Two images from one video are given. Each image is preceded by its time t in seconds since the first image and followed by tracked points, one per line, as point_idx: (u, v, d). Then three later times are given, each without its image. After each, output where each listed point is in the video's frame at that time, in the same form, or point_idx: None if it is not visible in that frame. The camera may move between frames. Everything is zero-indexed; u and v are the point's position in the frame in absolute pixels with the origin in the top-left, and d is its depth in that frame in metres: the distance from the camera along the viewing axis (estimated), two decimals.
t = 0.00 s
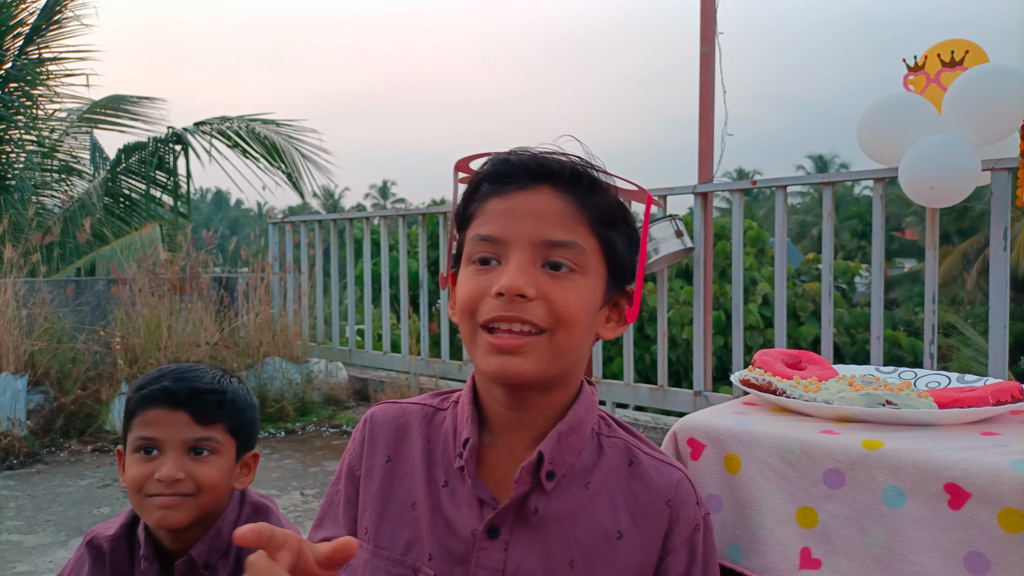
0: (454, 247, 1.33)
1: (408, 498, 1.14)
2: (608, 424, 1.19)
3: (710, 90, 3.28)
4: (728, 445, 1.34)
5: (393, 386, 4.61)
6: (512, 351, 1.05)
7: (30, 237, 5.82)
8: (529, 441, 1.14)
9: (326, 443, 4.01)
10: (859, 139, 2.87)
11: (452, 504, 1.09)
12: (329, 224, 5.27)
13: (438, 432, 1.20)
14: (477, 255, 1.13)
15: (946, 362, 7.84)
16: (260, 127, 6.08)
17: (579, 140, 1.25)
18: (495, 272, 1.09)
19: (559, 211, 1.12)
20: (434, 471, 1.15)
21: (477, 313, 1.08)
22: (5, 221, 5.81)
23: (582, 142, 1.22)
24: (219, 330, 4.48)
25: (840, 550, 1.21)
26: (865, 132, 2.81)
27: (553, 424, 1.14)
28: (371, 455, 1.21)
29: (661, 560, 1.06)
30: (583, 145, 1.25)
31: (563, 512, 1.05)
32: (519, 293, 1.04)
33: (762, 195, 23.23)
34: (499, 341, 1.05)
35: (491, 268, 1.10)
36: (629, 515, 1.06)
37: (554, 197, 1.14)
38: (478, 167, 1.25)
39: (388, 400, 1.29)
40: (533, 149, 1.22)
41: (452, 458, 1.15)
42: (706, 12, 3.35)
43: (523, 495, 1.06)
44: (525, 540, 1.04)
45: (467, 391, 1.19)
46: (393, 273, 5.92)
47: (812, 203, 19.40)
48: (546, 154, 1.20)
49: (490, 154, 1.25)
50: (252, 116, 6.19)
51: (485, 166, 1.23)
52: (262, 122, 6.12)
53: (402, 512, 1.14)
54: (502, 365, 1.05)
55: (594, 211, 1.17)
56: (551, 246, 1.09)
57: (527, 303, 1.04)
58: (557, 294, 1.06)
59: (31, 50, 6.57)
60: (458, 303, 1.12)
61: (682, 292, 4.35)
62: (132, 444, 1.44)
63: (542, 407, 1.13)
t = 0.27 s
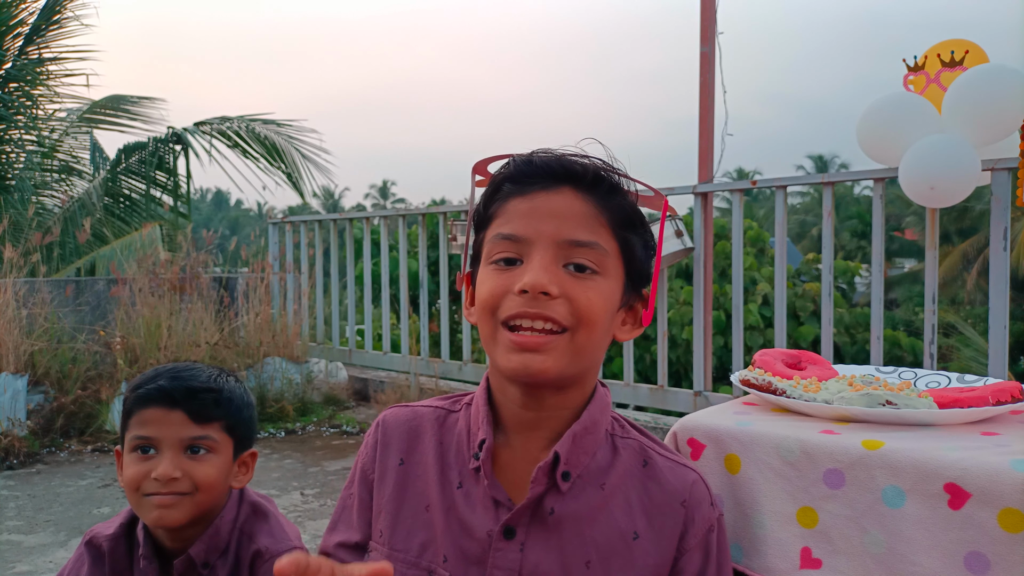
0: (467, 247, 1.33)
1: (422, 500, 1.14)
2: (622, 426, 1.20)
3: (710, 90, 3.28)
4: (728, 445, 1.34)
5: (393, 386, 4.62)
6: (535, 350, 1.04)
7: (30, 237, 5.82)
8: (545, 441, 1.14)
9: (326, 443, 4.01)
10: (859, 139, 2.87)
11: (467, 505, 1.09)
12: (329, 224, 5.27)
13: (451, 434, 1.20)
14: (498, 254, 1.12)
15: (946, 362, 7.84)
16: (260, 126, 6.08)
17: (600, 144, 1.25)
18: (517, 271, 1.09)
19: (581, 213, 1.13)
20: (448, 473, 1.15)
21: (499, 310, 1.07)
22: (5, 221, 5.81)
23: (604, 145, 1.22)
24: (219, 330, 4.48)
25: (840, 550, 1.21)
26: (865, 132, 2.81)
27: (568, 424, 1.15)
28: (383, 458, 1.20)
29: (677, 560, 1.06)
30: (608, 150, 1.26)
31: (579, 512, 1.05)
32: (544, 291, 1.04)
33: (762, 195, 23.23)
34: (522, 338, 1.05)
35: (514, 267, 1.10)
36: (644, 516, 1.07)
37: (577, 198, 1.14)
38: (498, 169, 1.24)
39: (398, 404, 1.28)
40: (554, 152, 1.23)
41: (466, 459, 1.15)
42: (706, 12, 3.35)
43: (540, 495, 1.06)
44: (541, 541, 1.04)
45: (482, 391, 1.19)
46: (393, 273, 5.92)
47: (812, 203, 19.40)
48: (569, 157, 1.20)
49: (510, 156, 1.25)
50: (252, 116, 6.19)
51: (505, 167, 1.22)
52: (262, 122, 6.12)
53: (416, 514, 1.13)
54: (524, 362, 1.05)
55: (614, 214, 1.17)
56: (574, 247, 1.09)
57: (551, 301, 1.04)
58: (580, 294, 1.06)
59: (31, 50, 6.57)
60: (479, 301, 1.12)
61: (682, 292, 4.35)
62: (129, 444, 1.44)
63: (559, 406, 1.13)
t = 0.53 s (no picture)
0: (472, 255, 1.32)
1: (437, 522, 1.12)
2: (637, 424, 1.20)
3: (710, 90, 3.28)
4: (728, 445, 1.34)
5: (393, 386, 4.61)
6: (546, 343, 1.04)
7: (30, 237, 5.82)
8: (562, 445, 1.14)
9: (326, 443, 4.01)
10: (859, 138, 2.87)
11: (486, 519, 1.08)
12: (328, 224, 5.27)
13: (462, 449, 1.18)
14: (506, 252, 1.12)
15: (946, 362, 7.84)
16: (260, 126, 6.08)
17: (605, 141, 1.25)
18: (527, 267, 1.09)
19: (588, 208, 1.13)
20: (462, 489, 1.13)
21: (509, 308, 1.07)
22: (5, 221, 5.81)
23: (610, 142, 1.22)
24: (219, 330, 4.48)
25: (840, 550, 1.21)
26: (865, 132, 2.81)
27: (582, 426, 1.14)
28: (393, 485, 1.18)
29: (702, 559, 1.08)
30: (611, 146, 1.26)
31: (601, 517, 1.06)
32: (555, 282, 1.04)
33: (762, 195, 23.21)
34: (533, 334, 1.05)
35: (523, 264, 1.10)
36: (667, 515, 1.08)
37: (582, 194, 1.15)
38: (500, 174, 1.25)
39: (403, 431, 1.26)
40: (557, 152, 1.23)
41: (480, 472, 1.14)
42: (706, 12, 3.35)
43: (560, 501, 1.07)
44: (565, 548, 1.05)
45: (494, 402, 1.18)
46: (393, 273, 5.92)
47: (812, 203, 19.39)
48: (572, 155, 1.21)
49: (511, 161, 1.25)
50: (252, 116, 6.19)
51: (508, 170, 1.23)
52: (262, 122, 6.12)
53: (432, 537, 1.12)
54: (536, 358, 1.04)
55: (620, 210, 1.18)
56: (583, 241, 1.10)
57: (562, 291, 1.04)
58: (590, 285, 1.07)
59: (31, 50, 6.58)
60: (488, 300, 1.11)
61: (682, 292, 4.35)
62: (130, 443, 1.44)
63: (574, 408, 1.13)
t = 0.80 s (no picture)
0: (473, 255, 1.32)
1: (440, 519, 1.12)
2: (640, 414, 1.21)
3: (710, 89, 3.28)
4: (729, 444, 1.34)
5: (393, 386, 4.61)
6: (550, 340, 1.04)
7: (30, 237, 5.82)
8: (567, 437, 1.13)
9: (326, 443, 4.01)
10: (859, 138, 2.87)
11: (492, 514, 1.08)
12: (328, 224, 5.27)
13: (463, 444, 1.18)
14: (509, 250, 1.12)
15: (946, 362, 7.84)
16: (260, 126, 6.08)
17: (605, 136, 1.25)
18: (530, 263, 1.09)
19: (590, 203, 1.13)
20: (466, 484, 1.13)
21: (512, 304, 1.07)
22: (5, 220, 5.81)
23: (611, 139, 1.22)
24: (219, 330, 4.49)
25: (841, 549, 1.21)
26: (865, 132, 2.81)
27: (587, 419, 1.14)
28: (393, 483, 1.18)
29: (717, 543, 1.08)
30: (611, 142, 1.25)
31: (610, 503, 1.06)
32: (558, 276, 1.04)
33: (762, 195, 23.21)
34: (536, 331, 1.05)
35: (526, 260, 1.10)
36: (676, 500, 1.08)
37: (584, 189, 1.15)
38: (501, 172, 1.24)
39: (400, 430, 1.26)
40: (558, 148, 1.23)
41: (484, 466, 1.14)
42: (706, 12, 3.35)
43: (569, 491, 1.06)
44: (576, 538, 1.04)
45: (496, 398, 1.17)
46: (393, 273, 5.92)
47: (812, 203, 19.40)
48: (573, 151, 1.21)
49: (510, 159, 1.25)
50: (252, 116, 6.19)
51: (509, 167, 1.23)
52: (262, 122, 6.12)
53: (436, 534, 1.11)
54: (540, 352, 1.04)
55: (622, 205, 1.18)
56: (585, 235, 1.10)
57: (565, 285, 1.04)
58: (593, 280, 1.07)
59: (31, 50, 6.57)
60: (491, 298, 1.11)
61: (682, 292, 4.35)
62: (131, 441, 1.44)
63: (577, 406, 1.12)
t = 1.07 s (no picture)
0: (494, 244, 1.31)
1: (444, 505, 1.12)
2: (642, 417, 1.23)
3: (710, 89, 3.28)
4: (729, 445, 1.34)
5: (393, 386, 4.61)
6: (571, 354, 1.04)
7: (30, 237, 5.82)
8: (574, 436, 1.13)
9: (326, 443, 4.01)
10: (859, 138, 2.87)
11: (497, 503, 1.08)
12: (328, 224, 5.27)
13: (470, 433, 1.18)
14: (535, 254, 1.12)
15: (946, 362, 7.84)
16: (260, 126, 6.08)
17: (640, 144, 1.24)
18: (556, 273, 1.08)
19: (620, 215, 1.13)
20: (472, 472, 1.13)
21: (535, 314, 1.07)
22: (5, 220, 5.81)
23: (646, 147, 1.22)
24: (219, 330, 4.49)
25: (842, 549, 1.21)
26: (865, 132, 2.81)
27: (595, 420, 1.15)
28: (398, 467, 1.17)
29: (715, 544, 1.11)
30: (647, 149, 1.26)
31: (616, 501, 1.07)
32: (584, 294, 1.04)
33: (762, 195, 23.20)
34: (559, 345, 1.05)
35: (551, 269, 1.10)
36: (680, 502, 1.11)
37: (616, 199, 1.14)
38: (533, 165, 1.23)
39: (405, 415, 1.26)
40: (593, 151, 1.22)
41: (491, 456, 1.14)
42: (706, 11, 3.35)
43: (575, 485, 1.07)
44: (580, 532, 1.05)
45: (505, 391, 1.18)
46: (392, 273, 5.92)
47: (812, 203, 19.39)
48: (608, 157, 1.20)
49: (543, 154, 1.24)
50: (252, 115, 6.19)
51: (542, 165, 1.21)
52: (262, 122, 6.12)
53: (440, 519, 1.11)
54: (559, 366, 1.05)
55: (651, 217, 1.18)
56: (613, 251, 1.09)
57: (591, 304, 1.04)
58: (617, 297, 1.07)
59: (31, 50, 6.58)
60: (513, 302, 1.11)
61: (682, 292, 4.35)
62: (132, 442, 1.44)
63: (587, 412, 1.13)
